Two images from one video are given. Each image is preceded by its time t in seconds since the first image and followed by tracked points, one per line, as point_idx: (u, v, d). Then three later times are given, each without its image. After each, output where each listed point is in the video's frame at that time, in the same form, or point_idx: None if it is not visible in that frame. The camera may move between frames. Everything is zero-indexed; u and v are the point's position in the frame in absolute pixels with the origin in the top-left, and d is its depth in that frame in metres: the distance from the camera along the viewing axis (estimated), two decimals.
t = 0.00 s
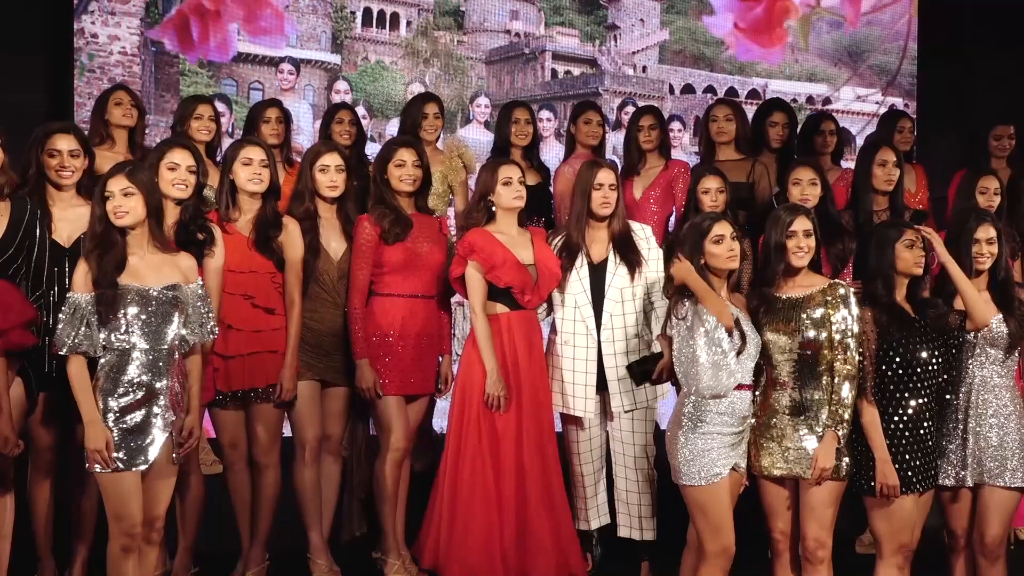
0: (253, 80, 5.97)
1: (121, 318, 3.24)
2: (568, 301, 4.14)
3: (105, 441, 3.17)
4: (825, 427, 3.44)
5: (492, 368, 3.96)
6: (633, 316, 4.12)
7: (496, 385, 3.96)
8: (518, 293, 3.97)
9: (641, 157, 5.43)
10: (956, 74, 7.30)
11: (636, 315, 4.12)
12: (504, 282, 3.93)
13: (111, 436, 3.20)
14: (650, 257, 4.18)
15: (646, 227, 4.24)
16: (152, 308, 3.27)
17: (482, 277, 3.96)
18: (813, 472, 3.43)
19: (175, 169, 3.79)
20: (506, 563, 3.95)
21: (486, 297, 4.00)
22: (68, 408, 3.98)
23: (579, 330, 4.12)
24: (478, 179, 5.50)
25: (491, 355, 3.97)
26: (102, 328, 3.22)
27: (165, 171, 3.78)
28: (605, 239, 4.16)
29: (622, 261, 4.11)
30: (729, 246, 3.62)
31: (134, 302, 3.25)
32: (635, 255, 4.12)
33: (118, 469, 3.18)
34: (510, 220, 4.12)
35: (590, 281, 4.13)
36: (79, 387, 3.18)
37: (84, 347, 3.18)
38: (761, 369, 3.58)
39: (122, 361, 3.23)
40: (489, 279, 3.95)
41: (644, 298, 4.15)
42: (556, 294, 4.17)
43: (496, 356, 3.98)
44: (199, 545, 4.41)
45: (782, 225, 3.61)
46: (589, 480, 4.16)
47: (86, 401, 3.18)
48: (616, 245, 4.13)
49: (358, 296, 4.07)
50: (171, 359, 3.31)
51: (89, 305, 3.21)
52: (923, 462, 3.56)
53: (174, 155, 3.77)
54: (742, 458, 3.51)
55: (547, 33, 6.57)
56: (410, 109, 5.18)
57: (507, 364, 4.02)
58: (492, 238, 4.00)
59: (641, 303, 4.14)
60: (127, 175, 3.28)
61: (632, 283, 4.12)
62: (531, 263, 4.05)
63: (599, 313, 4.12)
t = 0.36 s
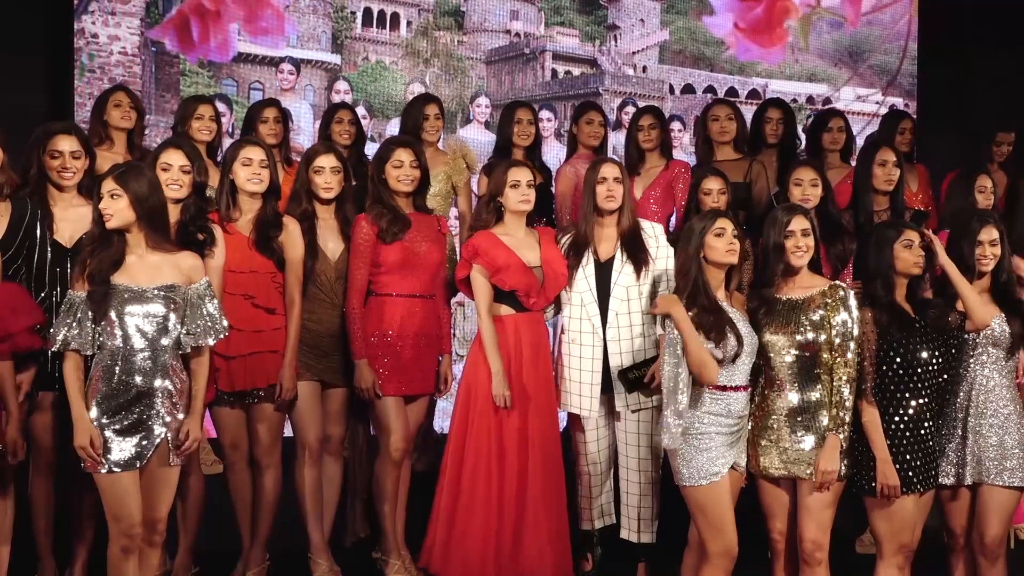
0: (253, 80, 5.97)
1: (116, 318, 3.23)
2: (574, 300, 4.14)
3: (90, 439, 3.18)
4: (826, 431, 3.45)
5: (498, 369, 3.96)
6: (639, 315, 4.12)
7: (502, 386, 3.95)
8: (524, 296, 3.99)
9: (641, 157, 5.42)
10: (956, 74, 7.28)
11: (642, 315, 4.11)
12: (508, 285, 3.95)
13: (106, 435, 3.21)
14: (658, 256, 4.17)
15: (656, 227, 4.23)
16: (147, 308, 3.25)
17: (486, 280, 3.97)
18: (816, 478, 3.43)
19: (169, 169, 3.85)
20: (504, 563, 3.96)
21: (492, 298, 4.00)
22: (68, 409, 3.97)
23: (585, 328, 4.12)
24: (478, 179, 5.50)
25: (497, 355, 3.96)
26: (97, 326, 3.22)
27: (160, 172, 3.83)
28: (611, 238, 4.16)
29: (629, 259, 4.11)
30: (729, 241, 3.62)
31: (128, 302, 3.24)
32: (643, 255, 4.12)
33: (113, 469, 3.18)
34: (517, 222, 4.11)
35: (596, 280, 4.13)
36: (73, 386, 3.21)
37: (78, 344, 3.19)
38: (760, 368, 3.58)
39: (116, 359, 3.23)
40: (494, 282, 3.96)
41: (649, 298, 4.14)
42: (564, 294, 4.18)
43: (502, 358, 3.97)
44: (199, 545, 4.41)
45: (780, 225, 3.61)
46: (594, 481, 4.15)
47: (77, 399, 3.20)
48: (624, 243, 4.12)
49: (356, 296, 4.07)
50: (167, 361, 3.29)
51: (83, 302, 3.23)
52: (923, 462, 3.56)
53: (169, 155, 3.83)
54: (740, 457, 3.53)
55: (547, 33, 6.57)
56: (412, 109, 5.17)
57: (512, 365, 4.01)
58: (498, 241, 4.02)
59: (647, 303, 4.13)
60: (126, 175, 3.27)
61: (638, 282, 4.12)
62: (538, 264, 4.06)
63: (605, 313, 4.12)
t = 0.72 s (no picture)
0: (253, 80, 5.97)
1: (112, 318, 3.24)
2: (581, 301, 4.15)
3: (86, 438, 3.20)
4: (827, 431, 3.46)
5: (497, 370, 3.96)
6: (645, 313, 4.12)
7: (496, 386, 3.95)
8: (529, 296, 3.98)
9: (642, 158, 5.42)
10: (956, 74, 7.27)
11: (645, 314, 4.12)
12: (513, 284, 3.95)
13: (104, 435, 3.21)
14: (665, 252, 4.17)
15: (661, 223, 4.23)
16: (145, 308, 3.25)
17: (492, 279, 3.99)
18: (817, 477, 3.43)
19: (168, 171, 3.85)
20: (508, 564, 3.96)
21: (498, 298, 4.02)
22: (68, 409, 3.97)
23: (591, 329, 4.13)
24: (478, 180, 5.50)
25: (496, 357, 3.97)
26: (95, 326, 3.24)
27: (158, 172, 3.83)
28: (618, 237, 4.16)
29: (633, 259, 4.12)
30: (726, 245, 3.62)
31: (124, 302, 3.24)
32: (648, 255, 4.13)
33: (113, 470, 3.19)
34: (526, 223, 4.11)
35: (602, 279, 4.14)
36: (70, 387, 3.22)
37: (76, 343, 3.21)
38: (759, 367, 3.57)
39: (113, 359, 3.23)
40: (499, 282, 3.97)
41: (654, 297, 4.15)
42: (571, 295, 4.18)
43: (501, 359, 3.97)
44: (198, 545, 4.42)
45: (779, 226, 3.61)
46: (601, 485, 4.13)
47: (74, 399, 3.21)
48: (630, 242, 4.13)
49: (352, 295, 4.07)
50: (163, 362, 3.28)
51: (80, 303, 3.25)
52: (923, 461, 3.56)
53: (167, 156, 3.84)
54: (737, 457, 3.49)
55: (547, 33, 6.57)
56: (413, 110, 5.17)
57: (513, 365, 4.01)
58: (504, 241, 4.03)
59: (651, 301, 4.13)
60: (124, 176, 3.26)
61: (643, 281, 4.12)
62: (545, 264, 4.06)
63: (609, 313, 4.13)
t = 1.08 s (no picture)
0: (253, 80, 5.97)
1: (109, 318, 3.24)
2: (577, 300, 4.14)
3: (80, 438, 3.21)
4: (826, 431, 3.45)
5: (509, 368, 3.96)
6: (639, 314, 4.10)
7: (510, 385, 3.96)
8: (531, 296, 3.98)
9: (642, 157, 5.42)
10: (956, 74, 7.22)
11: (641, 314, 4.10)
12: (515, 284, 3.96)
13: (102, 435, 3.21)
14: (661, 256, 4.16)
15: (659, 226, 4.22)
16: (141, 308, 3.25)
17: (495, 278, 4.00)
18: (816, 477, 3.43)
19: (167, 171, 3.86)
20: (516, 564, 3.96)
21: (499, 297, 4.02)
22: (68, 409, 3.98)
23: (586, 328, 4.12)
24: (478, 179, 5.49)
25: (506, 355, 3.97)
26: (92, 326, 3.24)
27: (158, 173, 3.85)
28: (616, 237, 4.17)
29: (630, 259, 4.11)
30: (723, 248, 3.62)
31: (121, 302, 3.24)
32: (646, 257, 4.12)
33: (111, 470, 3.19)
34: (528, 224, 4.13)
35: (598, 280, 4.14)
36: (68, 387, 3.23)
37: (73, 344, 3.22)
38: (758, 368, 3.58)
39: (111, 359, 3.23)
40: (500, 282, 3.98)
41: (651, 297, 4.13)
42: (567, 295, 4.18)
43: (509, 356, 3.98)
44: (198, 545, 4.42)
45: (778, 225, 3.61)
46: (598, 480, 4.21)
47: (71, 400, 3.21)
48: (627, 243, 4.13)
49: (352, 295, 4.07)
50: (160, 363, 3.28)
51: (77, 303, 3.26)
52: (923, 462, 3.56)
53: (167, 156, 3.85)
54: (736, 459, 3.48)
55: (547, 33, 6.58)
56: (413, 109, 5.17)
57: (518, 365, 4.01)
58: (505, 241, 4.04)
59: (647, 302, 4.12)
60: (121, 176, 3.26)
61: (639, 281, 4.11)
62: (545, 264, 4.06)
63: (605, 312, 4.12)
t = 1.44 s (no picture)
0: (253, 80, 5.97)
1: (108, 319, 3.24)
2: (574, 299, 4.15)
3: (81, 440, 3.20)
4: (825, 431, 3.45)
5: (501, 366, 3.97)
6: (637, 314, 4.11)
7: (500, 383, 3.97)
8: (531, 292, 3.98)
9: (642, 157, 5.42)
10: (956, 74, 7.25)
11: (639, 314, 4.11)
12: (515, 282, 3.95)
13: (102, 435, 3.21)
14: (657, 258, 4.15)
15: (655, 229, 4.21)
16: (141, 308, 3.25)
17: (493, 277, 4.00)
18: (815, 476, 3.43)
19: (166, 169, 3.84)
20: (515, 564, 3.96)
21: (497, 295, 4.02)
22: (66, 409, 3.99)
23: (583, 328, 4.12)
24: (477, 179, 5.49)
25: (500, 355, 3.98)
26: (91, 327, 3.24)
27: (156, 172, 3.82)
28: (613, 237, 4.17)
29: (627, 260, 4.11)
30: (723, 249, 3.62)
31: (120, 303, 3.24)
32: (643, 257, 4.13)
33: (111, 471, 3.19)
34: (524, 223, 4.13)
35: (596, 280, 4.14)
36: (68, 389, 3.22)
37: (72, 345, 3.22)
38: (759, 368, 3.58)
39: (111, 360, 3.23)
40: (501, 278, 3.98)
41: (649, 297, 4.13)
42: (564, 294, 4.18)
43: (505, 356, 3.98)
44: (198, 546, 4.42)
45: (778, 225, 3.61)
46: (594, 480, 4.21)
47: (70, 400, 3.21)
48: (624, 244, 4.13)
49: (354, 296, 4.05)
50: (161, 363, 3.28)
51: (76, 304, 3.25)
52: (922, 462, 3.56)
53: (166, 155, 3.82)
54: (736, 459, 3.48)
55: (547, 33, 6.58)
56: (413, 108, 5.17)
57: (516, 364, 4.01)
58: (503, 239, 4.03)
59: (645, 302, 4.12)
60: (119, 177, 3.26)
61: (637, 282, 4.11)
62: (543, 263, 4.06)
63: (603, 312, 4.12)
